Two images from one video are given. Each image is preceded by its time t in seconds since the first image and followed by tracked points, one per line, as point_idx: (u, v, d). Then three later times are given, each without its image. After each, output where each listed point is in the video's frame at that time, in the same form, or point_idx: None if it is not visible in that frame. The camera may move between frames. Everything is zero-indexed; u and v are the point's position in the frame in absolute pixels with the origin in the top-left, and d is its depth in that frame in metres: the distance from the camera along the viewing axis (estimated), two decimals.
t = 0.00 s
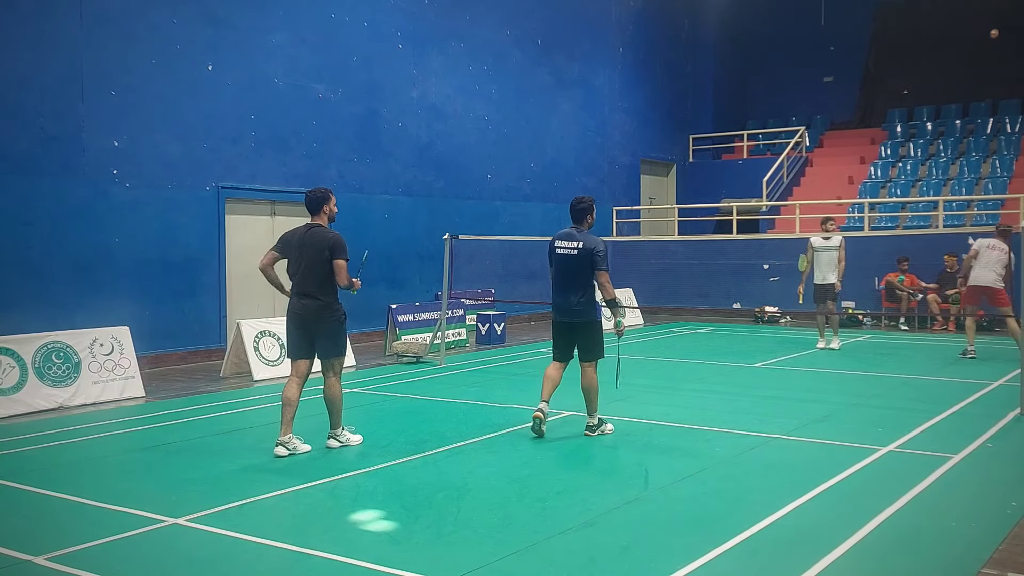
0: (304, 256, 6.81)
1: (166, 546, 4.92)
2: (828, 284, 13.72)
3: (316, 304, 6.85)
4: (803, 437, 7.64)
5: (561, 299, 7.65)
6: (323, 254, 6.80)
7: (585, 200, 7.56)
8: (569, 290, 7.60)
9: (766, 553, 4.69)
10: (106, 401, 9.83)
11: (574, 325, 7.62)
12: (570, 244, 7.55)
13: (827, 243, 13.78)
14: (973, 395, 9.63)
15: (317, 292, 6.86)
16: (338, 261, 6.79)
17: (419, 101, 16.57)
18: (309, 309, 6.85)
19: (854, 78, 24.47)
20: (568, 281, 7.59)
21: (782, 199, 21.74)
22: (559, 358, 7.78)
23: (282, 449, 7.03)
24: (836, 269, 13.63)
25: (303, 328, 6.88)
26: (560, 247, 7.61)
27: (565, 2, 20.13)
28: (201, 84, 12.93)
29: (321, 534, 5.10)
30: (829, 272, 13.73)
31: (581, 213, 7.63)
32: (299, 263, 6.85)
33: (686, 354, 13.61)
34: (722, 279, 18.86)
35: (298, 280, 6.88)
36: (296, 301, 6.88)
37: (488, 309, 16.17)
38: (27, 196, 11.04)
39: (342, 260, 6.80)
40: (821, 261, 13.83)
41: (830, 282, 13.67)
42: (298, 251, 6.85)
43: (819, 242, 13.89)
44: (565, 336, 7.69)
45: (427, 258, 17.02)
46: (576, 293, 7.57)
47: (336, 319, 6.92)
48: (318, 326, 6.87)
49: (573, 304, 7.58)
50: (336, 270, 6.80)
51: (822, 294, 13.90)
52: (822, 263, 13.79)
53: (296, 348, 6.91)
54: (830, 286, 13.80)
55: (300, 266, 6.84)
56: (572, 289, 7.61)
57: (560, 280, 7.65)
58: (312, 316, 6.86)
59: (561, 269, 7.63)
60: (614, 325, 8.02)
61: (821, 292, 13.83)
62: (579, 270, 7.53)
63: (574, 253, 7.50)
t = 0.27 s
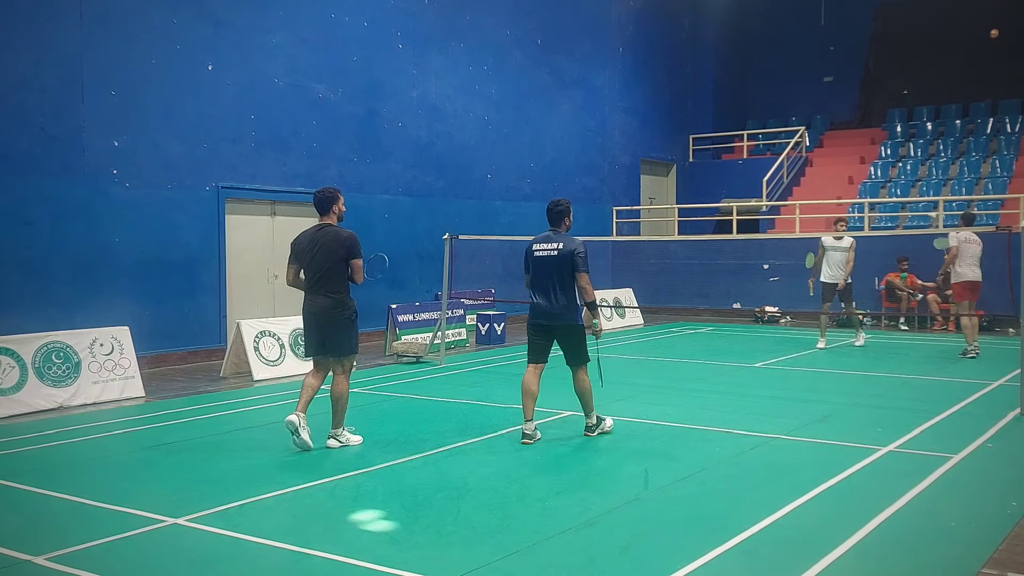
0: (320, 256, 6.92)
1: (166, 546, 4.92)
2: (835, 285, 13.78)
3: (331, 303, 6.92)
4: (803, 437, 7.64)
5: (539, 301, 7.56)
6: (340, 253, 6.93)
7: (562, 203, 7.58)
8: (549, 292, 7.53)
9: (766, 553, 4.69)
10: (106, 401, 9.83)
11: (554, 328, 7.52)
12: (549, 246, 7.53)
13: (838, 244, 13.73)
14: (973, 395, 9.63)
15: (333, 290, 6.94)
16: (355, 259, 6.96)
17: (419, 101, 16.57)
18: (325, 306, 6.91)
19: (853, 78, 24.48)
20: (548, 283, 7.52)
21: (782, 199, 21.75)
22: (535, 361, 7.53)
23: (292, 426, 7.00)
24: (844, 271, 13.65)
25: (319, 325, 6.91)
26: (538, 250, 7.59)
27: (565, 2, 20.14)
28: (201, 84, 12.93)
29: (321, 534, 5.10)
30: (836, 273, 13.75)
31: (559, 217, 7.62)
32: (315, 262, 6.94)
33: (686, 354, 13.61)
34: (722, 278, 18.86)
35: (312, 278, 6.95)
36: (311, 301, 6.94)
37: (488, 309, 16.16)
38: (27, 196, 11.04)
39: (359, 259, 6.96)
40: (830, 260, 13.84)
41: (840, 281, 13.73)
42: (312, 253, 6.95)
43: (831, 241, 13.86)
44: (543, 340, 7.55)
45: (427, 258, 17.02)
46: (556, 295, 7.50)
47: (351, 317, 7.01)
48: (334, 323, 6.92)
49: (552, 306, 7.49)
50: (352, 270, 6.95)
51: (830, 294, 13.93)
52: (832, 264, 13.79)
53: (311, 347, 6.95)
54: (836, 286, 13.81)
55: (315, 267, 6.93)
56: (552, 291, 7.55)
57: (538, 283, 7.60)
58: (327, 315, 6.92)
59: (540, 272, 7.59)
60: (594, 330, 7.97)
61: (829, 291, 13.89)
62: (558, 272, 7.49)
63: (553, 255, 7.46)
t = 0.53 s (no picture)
0: (323, 256, 6.93)
1: (166, 546, 4.92)
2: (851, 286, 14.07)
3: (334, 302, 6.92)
4: (803, 437, 7.64)
5: (528, 300, 7.54)
6: (341, 252, 6.95)
7: (547, 200, 7.54)
8: (538, 290, 7.51)
9: (767, 553, 4.68)
10: (106, 401, 9.83)
11: (544, 327, 7.52)
12: (536, 244, 7.52)
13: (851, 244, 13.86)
14: (972, 395, 9.63)
15: (336, 289, 6.95)
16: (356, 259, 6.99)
17: (419, 101, 16.57)
18: (328, 305, 6.92)
19: (853, 78, 24.47)
20: (535, 281, 7.51)
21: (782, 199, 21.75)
22: (528, 361, 7.57)
23: (299, 422, 7.17)
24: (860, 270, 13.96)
25: (322, 324, 6.93)
26: (525, 248, 7.56)
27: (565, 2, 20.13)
28: (201, 84, 12.93)
29: (321, 534, 5.10)
30: (850, 274, 14.03)
31: (542, 214, 7.61)
32: (315, 263, 6.94)
33: (686, 354, 13.61)
34: (722, 279, 18.86)
35: (314, 278, 6.97)
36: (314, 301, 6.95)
37: (488, 309, 16.16)
38: (27, 196, 11.03)
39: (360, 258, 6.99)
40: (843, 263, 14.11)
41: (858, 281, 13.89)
42: (314, 253, 6.96)
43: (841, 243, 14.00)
44: (534, 339, 7.57)
45: (427, 258, 17.02)
46: (544, 294, 7.47)
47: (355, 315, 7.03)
48: (337, 322, 6.93)
49: (542, 305, 7.48)
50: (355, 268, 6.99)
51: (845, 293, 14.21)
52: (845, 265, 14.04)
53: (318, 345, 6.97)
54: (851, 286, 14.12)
55: (318, 266, 6.93)
56: (541, 290, 7.52)
57: (524, 282, 7.57)
58: (331, 314, 6.92)
59: (527, 271, 7.57)
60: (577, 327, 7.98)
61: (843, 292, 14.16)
62: (547, 270, 7.48)
63: (542, 254, 7.45)
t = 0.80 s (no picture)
0: (337, 272, 6.45)
1: (166, 546, 4.92)
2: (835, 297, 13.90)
3: (335, 319, 6.34)
4: (803, 437, 7.64)
5: (542, 301, 7.86)
6: (359, 271, 6.44)
7: (559, 209, 7.94)
8: (553, 292, 7.84)
9: (767, 553, 4.69)
10: (106, 402, 9.83)
11: (558, 327, 7.86)
12: (551, 249, 7.82)
13: (817, 266, 13.63)
14: (972, 395, 9.63)
15: (336, 304, 6.39)
16: (376, 281, 6.37)
17: (419, 101, 16.57)
18: (323, 319, 6.34)
19: (854, 78, 24.47)
20: (549, 284, 7.82)
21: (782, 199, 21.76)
22: (542, 358, 7.94)
23: (290, 450, 7.01)
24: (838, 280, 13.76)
25: (311, 338, 6.38)
26: (539, 252, 7.85)
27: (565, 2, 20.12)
28: (201, 84, 12.93)
29: (321, 534, 5.10)
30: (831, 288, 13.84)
31: (553, 219, 7.97)
32: (327, 277, 6.49)
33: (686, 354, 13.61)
34: (722, 279, 18.86)
35: (319, 291, 6.49)
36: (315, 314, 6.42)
37: (488, 309, 16.15)
38: (27, 197, 11.04)
39: (381, 282, 6.37)
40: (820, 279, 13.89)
41: (842, 289, 13.76)
42: (331, 268, 6.53)
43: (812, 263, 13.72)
44: (547, 337, 7.93)
45: (427, 259, 17.02)
46: (560, 296, 7.82)
47: (351, 336, 6.37)
48: (328, 339, 6.33)
49: (558, 306, 7.83)
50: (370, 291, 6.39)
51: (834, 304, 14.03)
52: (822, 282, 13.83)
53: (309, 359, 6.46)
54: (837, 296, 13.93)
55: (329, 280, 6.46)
56: (555, 292, 7.85)
57: (539, 284, 7.87)
58: (327, 331, 6.33)
59: (542, 274, 7.84)
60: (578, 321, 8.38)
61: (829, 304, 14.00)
62: (562, 273, 7.80)
63: (558, 259, 7.78)
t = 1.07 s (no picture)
0: (341, 276, 6.46)
1: (166, 546, 4.92)
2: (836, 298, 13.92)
3: (336, 322, 6.34)
4: (803, 437, 7.63)
5: (543, 301, 7.86)
6: (363, 276, 6.46)
7: (559, 209, 7.93)
8: (553, 292, 7.84)
9: (767, 553, 4.68)
10: (106, 402, 9.83)
11: (559, 327, 7.86)
12: (550, 249, 7.82)
13: (821, 266, 13.58)
14: (973, 395, 9.63)
15: (337, 306, 6.39)
16: (381, 289, 6.38)
17: (419, 101, 16.57)
18: (323, 319, 6.34)
19: (854, 78, 24.47)
20: (549, 284, 7.83)
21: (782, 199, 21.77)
22: (542, 358, 7.94)
23: (290, 450, 7.01)
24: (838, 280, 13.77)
25: (309, 337, 6.36)
26: (538, 252, 7.86)
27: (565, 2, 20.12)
28: (202, 84, 12.94)
29: (321, 534, 5.10)
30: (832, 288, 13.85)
31: (553, 220, 7.94)
32: (330, 280, 6.50)
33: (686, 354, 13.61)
34: (722, 279, 18.86)
35: (321, 293, 6.50)
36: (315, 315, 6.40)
37: (488, 309, 16.15)
38: (27, 197, 11.03)
39: (386, 289, 6.38)
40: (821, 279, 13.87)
41: (842, 290, 13.83)
42: (335, 273, 6.53)
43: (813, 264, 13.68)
44: (547, 337, 7.93)
45: (427, 258, 17.02)
46: (560, 295, 7.82)
47: (351, 338, 6.36)
48: (327, 340, 6.31)
49: (558, 306, 7.83)
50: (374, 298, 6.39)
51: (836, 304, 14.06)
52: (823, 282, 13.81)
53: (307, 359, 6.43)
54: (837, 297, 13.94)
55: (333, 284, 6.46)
56: (555, 291, 7.85)
57: (539, 284, 7.87)
58: (328, 333, 6.31)
59: (542, 274, 7.84)
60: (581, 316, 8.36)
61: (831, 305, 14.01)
62: (562, 273, 7.80)
63: (558, 259, 7.77)
